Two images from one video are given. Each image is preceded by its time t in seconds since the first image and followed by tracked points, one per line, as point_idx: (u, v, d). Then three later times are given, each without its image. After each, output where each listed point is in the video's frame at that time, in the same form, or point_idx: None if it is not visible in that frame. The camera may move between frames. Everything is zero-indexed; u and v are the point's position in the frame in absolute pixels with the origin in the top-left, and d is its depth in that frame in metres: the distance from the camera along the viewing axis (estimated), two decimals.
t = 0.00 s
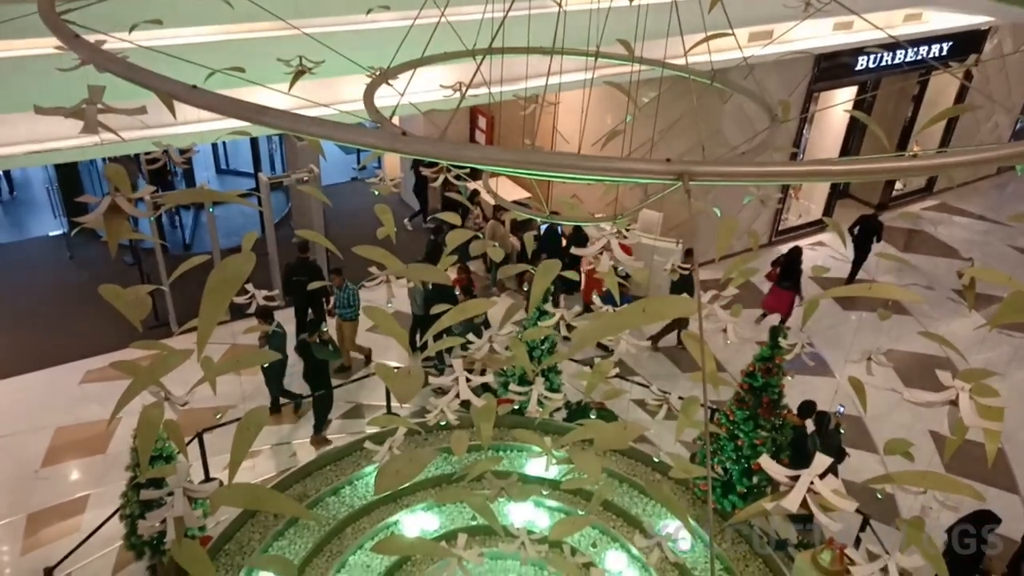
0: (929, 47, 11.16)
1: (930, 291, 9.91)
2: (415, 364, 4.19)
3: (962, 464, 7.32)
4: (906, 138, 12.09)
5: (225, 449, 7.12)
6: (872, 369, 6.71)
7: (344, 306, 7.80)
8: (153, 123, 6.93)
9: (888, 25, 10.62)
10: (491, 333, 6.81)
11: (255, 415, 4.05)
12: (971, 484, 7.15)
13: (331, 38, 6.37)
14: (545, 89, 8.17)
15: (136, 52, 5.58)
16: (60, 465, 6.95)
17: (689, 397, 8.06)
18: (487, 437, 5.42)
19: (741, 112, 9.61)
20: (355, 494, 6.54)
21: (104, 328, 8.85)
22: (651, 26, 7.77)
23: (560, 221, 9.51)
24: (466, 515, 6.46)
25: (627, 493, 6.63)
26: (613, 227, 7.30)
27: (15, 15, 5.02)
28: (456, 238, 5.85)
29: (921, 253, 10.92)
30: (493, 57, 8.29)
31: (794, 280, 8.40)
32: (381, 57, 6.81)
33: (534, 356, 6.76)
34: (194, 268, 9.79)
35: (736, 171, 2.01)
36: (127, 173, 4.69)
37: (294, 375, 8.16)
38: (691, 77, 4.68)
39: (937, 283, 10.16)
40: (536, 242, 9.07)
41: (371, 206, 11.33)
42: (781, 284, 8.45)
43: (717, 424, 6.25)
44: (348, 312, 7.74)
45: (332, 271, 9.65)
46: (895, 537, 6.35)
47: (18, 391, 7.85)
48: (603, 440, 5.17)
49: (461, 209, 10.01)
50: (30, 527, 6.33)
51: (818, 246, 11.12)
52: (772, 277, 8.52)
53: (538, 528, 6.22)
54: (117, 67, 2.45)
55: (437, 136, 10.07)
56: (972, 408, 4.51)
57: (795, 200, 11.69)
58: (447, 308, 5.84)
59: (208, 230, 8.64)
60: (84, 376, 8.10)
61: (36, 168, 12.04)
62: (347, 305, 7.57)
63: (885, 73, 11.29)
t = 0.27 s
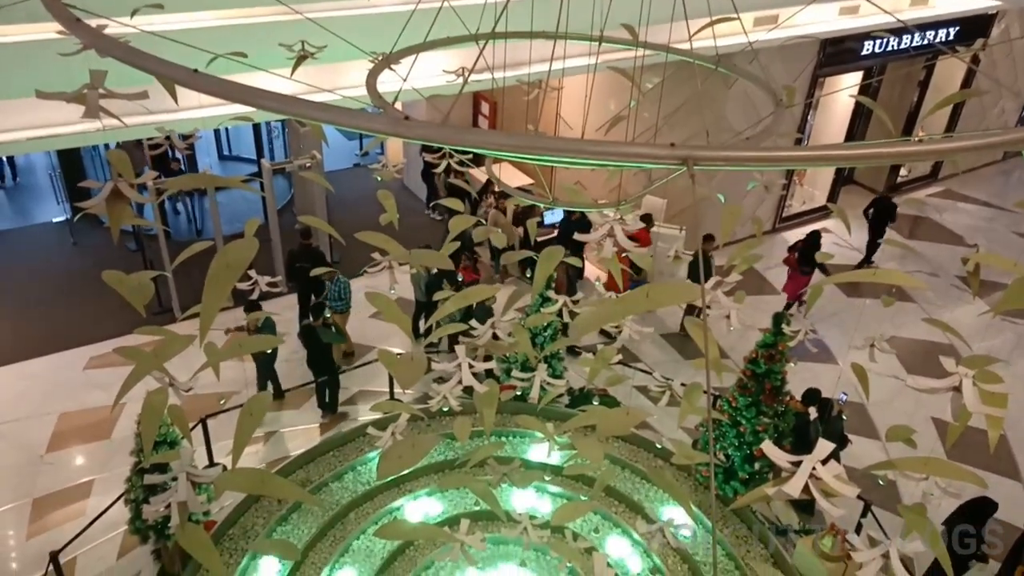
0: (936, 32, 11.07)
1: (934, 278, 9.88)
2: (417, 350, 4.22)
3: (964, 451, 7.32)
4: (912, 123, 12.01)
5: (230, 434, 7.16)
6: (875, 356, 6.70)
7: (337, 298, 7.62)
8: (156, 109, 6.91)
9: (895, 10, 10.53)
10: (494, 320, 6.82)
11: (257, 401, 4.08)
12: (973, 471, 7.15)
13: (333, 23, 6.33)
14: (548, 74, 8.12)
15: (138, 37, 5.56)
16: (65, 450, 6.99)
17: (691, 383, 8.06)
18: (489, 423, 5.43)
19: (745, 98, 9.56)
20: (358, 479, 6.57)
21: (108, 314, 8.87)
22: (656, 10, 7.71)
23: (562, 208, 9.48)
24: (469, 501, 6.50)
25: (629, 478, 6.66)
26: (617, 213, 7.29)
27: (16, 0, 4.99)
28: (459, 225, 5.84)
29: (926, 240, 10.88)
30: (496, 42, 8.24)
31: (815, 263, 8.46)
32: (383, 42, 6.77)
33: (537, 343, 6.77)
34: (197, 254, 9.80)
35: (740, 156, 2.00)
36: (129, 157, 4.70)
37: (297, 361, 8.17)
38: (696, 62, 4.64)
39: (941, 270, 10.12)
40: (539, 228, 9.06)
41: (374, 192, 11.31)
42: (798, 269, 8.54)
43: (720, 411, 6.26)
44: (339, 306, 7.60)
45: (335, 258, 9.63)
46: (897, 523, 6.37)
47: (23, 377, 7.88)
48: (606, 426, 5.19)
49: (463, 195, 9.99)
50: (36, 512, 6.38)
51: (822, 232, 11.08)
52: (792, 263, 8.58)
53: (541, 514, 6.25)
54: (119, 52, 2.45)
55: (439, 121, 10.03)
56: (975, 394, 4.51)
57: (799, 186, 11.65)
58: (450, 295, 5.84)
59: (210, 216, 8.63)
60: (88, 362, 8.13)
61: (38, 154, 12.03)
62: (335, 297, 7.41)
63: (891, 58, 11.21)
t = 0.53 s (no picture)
0: (936, 22, 11.08)
1: (932, 268, 9.93)
2: (419, 339, 4.29)
3: (960, 440, 7.39)
4: (911, 114, 12.03)
5: (232, 422, 7.22)
6: (872, 345, 6.76)
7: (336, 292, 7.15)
8: (158, 98, 6.94)
9: None
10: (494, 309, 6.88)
11: (260, 389, 4.16)
12: (968, 459, 7.23)
13: (335, 13, 6.36)
14: (548, 64, 8.14)
15: (141, 26, 5.58)
16: (70, 438, 7.06)
17: (690, 372, 8.13)
18: (490, 410, 5.49)
19: (745, 88, 9.58)
20: (360, 466, 6.63)
21: (110, 303, 8.92)
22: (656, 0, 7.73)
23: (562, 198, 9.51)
24: (470, 487, 6.57)
25: (628, 465, 6.73)
26: (616, 203, 7.33)
27: None
28: (459, 214, 5.88)
29: (924, 230, 10.92)
30: (496, 32, 8.25)
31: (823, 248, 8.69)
32: (385, 31, 6.80)
33: (536, 331, 6.81)
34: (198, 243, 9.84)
35: (737, 145, 2.05)
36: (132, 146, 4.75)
37: (299, 349, 8.23)
38: (696, 53, 4.67)
39: (939, 260, 10.17)
40: (539, 218, 9.09)
41: (374, 182, 11.34)
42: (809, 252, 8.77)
43: (718, 399, 6.32)
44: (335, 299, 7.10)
45: (336, 247, 9.67)
46: (892, 510, 6.45)
47: (27, 365, 7.94)
48: (605, 413, 5.26)
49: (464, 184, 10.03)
50: (42, 499, 6.45)
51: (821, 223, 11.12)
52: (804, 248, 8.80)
53: (540, 500, 6.33)
54: (128, 44, 2.49)
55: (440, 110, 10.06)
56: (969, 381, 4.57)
57: (798, 177, 11.68)
58: (451, 284, 5.87)
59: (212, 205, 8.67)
60: (91, 350, 8.19)
61: (39, 144, 12.04)
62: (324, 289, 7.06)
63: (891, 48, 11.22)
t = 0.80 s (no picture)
0: (942, 6, 10.95)
1: (935, 255, 9.88)
2: (418, 324, 4.26)
3: (962, 427, 7.37)
4: (916, 99, 11.92)
5: (232, 408, 7.19)
6: (875, 332, 6.72)
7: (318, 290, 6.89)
8: (155, 82, 6.87)
9: None
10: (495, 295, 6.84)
11: (259, 375, 4.14)
12: (970, 446, 7.21)
13: None
14: (550, 48, 8.05)
15: (138, 7, 5.51)
16: (69, 423, 7.04)
17: (691, 359, 8.09)
18: (490, 398, 5.46)
19: (749, 73, 9.47)
20: (360, 453, 6.62)
21: (109, 288, 8.88)
22: None
23: (564, 184, 9.45)
24: (470, 474, 6.55)
25: (629, 453, 6.71)
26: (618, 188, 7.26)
27: None
28: (461, 199, 5.82)
29: (928, 217, 10.85)
30: (497, 15, 8.15)
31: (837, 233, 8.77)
32: (385, 14, 6.71)
33: (537, 318, 6.77)
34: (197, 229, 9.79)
35: (744, 129, 2.00)
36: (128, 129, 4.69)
37: (299, 335, 8.19)
38: (700, 36, 4.57)
39: (943, 247, 10.11)
40: (540, 204, 9.02)
41: (375, 167, 11.26)
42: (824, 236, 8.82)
43: (720, 386, 6.29)
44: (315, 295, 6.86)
45: (335, 233, 9.60)
46: (894, 498, 6.43)
47: (25, 350, 7.91)
48: (606, 400, 5.23)
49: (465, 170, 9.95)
50: (41, 484, 6.44)
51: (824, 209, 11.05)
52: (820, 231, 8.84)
53: (541, 487, 6.31)
54: (120, 23, 2.43)
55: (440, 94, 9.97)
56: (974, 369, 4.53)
57: (801, 163, 11.59)
58: (451, 270, 5.82)
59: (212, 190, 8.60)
60: (90, 336, 8.15)
61: (36, 127, 11.96)
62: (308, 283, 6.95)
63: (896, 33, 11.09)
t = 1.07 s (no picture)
0: None
1: (938, 245, 9.85)
2: (421, 313, 4.30)
3: (964, 418, 7.36)
4: (921, 89, 11.86)
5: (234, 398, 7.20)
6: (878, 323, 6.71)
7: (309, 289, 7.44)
8: (157, 71, 6.85)
9: None
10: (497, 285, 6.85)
11: (261, 364, 4.16)
12: (972, 437, 7.21)
13: None
14: (553, 37, 8.01)
15: None
16: (72, 412, 7.06)
17: (694, 350, 8.08)
18: (492, 387, 5.47)
19: (752, 62, 9.43)
20: (362, 443, 6.63)
21: (111, 278, 8.89)
22: None
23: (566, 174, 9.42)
24: (472, 464, 6.57)
25: (630, 443, 6.72)
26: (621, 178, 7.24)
27: None
28: (463, 188, 5.81)
29: (932, 207, 10.81)
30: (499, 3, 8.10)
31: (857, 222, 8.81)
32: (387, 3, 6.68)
33: (540, 308, 6.76)
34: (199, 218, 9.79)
35: (746, 117, 2.00)
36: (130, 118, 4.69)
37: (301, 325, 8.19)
38: (703, 25, 4.55)
39: (946, 237, 10.08)
40: (543, 194, 9.01)
41: (377, 157, 11.23)
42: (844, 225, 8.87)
43: (722, 376, 6.29)
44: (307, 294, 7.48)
45: (337, 223, 9.59)
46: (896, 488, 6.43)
47: (28, 340, 7.92)
48: (608, 389, 5.24)
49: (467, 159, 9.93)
50: (44, 473, 6.47)
51: (828, 200, 11.02)
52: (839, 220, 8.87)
53: (542, 477, 6.33)
54: (121, 11, 2.43)
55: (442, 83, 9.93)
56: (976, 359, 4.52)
57: (805, 153, 11.55)
58: (454, 260, 5.81)
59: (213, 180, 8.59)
60: (93, 325, 8.16)
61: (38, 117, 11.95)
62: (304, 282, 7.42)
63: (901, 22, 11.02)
